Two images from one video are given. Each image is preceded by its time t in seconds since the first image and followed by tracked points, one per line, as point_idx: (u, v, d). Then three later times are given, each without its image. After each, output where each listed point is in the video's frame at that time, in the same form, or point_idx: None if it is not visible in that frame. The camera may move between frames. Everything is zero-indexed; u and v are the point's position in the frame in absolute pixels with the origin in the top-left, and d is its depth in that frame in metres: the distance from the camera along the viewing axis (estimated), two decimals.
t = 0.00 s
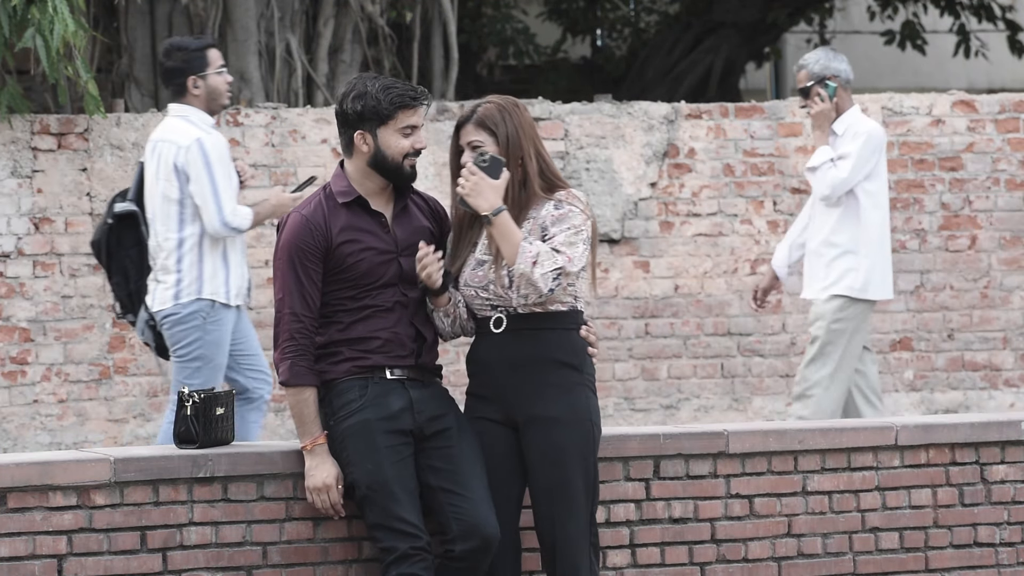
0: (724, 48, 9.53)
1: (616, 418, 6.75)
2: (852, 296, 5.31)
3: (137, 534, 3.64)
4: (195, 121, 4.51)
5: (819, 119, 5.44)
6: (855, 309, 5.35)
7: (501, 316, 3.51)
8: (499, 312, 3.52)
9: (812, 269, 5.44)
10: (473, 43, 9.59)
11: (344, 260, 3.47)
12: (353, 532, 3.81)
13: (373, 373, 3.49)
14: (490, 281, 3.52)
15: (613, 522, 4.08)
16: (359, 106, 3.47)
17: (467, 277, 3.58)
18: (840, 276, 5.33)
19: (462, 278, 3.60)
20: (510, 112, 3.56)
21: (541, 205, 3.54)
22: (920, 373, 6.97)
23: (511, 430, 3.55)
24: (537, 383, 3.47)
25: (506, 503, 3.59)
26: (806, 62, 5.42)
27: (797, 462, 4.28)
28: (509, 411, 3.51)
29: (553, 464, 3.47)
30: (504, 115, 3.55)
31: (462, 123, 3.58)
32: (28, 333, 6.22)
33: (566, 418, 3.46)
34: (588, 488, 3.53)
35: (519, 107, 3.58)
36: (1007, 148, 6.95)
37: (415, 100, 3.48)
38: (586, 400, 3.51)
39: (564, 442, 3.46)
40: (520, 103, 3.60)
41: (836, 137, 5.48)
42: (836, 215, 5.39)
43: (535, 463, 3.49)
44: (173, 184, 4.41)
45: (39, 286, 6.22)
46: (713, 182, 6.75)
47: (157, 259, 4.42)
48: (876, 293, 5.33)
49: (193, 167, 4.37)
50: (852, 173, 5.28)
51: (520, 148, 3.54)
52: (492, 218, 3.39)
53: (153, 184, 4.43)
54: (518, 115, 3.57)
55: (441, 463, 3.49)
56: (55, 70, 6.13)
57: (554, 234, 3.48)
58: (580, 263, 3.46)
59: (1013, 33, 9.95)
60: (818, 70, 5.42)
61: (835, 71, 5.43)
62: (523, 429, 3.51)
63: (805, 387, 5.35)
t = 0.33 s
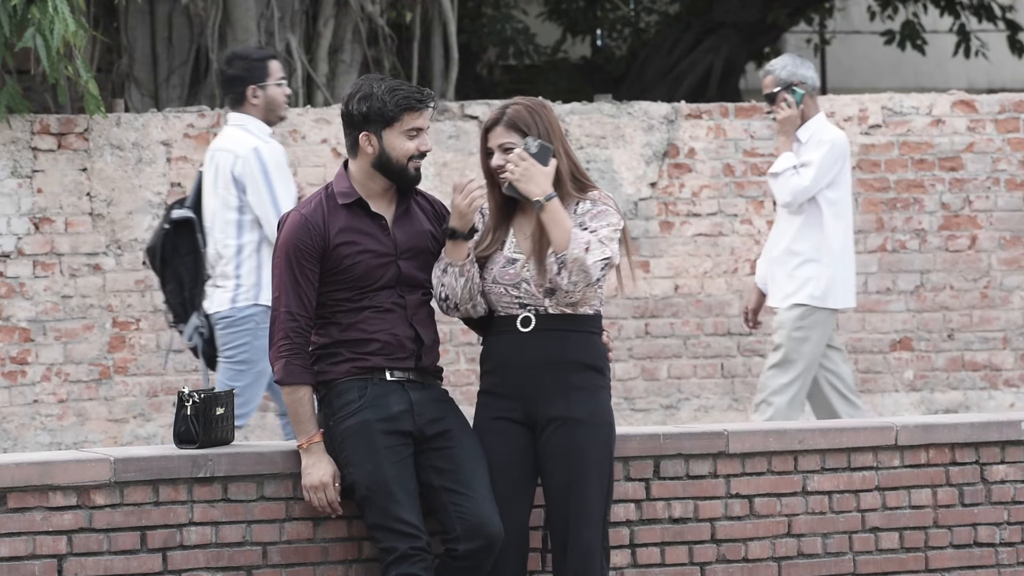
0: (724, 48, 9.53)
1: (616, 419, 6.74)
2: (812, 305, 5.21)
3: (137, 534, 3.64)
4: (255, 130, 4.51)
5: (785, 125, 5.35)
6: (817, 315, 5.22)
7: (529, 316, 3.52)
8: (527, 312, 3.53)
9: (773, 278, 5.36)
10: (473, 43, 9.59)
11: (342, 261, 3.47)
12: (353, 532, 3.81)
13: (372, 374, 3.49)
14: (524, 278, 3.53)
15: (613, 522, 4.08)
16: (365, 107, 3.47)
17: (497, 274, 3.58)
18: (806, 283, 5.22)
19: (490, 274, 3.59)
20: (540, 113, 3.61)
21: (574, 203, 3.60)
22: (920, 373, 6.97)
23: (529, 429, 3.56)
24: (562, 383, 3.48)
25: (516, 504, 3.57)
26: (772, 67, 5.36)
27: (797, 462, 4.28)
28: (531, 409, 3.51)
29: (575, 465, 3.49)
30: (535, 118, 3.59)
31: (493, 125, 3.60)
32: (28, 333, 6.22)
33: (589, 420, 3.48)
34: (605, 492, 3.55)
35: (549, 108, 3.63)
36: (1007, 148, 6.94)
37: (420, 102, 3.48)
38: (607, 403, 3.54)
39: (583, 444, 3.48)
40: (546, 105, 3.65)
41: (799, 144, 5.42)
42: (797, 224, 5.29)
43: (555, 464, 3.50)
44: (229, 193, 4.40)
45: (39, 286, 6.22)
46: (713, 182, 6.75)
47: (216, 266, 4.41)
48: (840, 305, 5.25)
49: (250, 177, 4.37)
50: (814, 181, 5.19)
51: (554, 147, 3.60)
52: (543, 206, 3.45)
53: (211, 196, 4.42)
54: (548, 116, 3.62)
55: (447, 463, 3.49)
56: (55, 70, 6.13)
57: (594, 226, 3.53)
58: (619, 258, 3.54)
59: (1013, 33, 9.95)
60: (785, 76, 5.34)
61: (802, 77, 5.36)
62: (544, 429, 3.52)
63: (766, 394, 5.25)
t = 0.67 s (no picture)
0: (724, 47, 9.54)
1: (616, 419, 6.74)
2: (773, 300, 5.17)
3: (137, 534, 3.64)
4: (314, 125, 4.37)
5: (749, 119, 5.33)
6: (776, 315, 5.20)
7: (553, 313, 3.56)
8: (551, 309, 3.57)
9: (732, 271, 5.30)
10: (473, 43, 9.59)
11: (343, 262, 3.47)
12: (353, 532, 3.80)
13: (373, 375, 3.49)
14: (551, 275, 3.59)
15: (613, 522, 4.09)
16: (368, 108, 3.48)
17: (521, 270, 3.61)
18: (762, 280, 5.19)
19: (514, 271, 3.62)
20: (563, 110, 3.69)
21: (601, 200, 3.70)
22: (920, 373, 6.97)
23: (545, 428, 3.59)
24: (586, 380, 3.54)
25: (530, 509, 3.54)
26: (736, 62, 5.36)
27: (798, 462, 4.28)
28: (553, 406, 3.55)
29: (594, 463, 3.55)
30: (559, 118, 3.65)
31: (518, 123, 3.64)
32: (28, 333, 6.22)
33: (609, 420, 3.56)
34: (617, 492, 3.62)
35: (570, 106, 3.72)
36: (1007, 148, 6.94)
37: (424, 103, 3.48)
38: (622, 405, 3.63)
39: (603, 442, 3.55)
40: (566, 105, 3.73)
41: (762, 139, 5.38)
42: (758, 219, 5.24)
43: (574, 462, 3.56)
44: (289, 189, 4.21)
45: (39, 286, 6.22)
46: (713, 182, 6.75)
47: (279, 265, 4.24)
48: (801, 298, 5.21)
49: (310, 175, 4.22)
50: (776, 176, 5.15)
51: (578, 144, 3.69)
52: (578, 188, 3.53)
53: (270, 192, 4.23)
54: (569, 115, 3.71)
55: (454, 458, 3.49)
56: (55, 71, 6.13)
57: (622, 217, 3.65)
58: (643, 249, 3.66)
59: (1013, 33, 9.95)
60: (749, 70, 5.34)
61: (767, 71, 5.34)
62: (564, 427, 3.56)
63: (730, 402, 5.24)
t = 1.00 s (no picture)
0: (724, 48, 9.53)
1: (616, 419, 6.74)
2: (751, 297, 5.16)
3: (137, 534, 3.64)
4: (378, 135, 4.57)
5: (717, 113, 5.33)
6: (755, 314, 5.18)
7: (564, 313, 3.58)
8: (562, 309, 3.59)
9: (705, 270, 5.29)
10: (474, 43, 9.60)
11: (347, 262, 3.47)
12: (353, 532, 3.80)
13: (374, 375, 3.49)
14: (565, 277, 3.60)
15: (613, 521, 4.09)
16: (372, 111, 3.49)
17: (535, 270, 3.62)
18: (733, 279, 5.18)
19: (526, 270, 3.63)
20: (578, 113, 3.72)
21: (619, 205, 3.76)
22: (920, 373, 6.97)
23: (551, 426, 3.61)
24: (597, 378, 3.59)
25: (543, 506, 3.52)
26: (706, 56, 5.33)
27: (797, 462, 4.28)
28: (563, 403, 3.58)
29: (602, 461, 3.59)
30: (575, 120, 3.69)
31: (536, 123, 3.67)
32: (28, 333, 6.22)
33: (616, 419, 3.62)
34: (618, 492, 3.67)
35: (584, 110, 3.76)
36: (1007, 148, 6.94)
37: (427, 103, 3.50)
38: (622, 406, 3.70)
39: (610, 440, 3.60)
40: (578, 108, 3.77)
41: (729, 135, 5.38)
42: (726, 217, 5.25)
43: (582, 460, 3.59)
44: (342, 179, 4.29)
45: (39, 286, 6.23)
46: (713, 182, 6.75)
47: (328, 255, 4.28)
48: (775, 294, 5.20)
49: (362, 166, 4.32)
50: (741, 171, 5.13)
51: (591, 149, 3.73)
52: (598, 194, 3.59)
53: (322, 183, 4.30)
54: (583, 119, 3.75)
55: (461, 453, 3.49)
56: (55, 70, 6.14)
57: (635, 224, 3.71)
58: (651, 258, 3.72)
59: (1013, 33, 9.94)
60: (719, 65, 5.33)
61: (735, 67, 5.34)
62: (572, 425, 3.60)
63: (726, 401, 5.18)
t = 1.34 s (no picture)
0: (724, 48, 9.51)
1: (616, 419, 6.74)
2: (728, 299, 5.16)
3: (137, 534, 3.64)
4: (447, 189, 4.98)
5: (688, 112, 5.32)
6: (733, 316, 5.18)
7: (567, 321, 3.59)
8: (564, 317, 3.60)
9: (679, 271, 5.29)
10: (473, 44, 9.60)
11: (350, 262, 3.47)
12: (353, 532, 3.80)
13: (375, 375, 3.49)
14: (569, 288, 3.61)
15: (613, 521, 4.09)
16: (378, 113, 3.48)
17: (538, 281, 3.62)
18: (710, 281, 5.17)
19: (529, 280, 3.63)
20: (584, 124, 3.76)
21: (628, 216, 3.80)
22: (920, 373, 6.97)
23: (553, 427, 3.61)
24: (598, 378, 3.61)
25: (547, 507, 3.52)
26: (680, 54, 5.34)
27: (797, 462, 4.28)
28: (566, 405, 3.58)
29: (605, 461, 3.61)
30: (582, 131, 3.72)
31: (544, 132, 3.70)
32: (28, 333, 6.22)
33: (617, 418, 3.64)
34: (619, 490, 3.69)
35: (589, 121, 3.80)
36: (1007, 148, 6.95)
37: (429, 102, 3.52)
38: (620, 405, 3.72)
39: (612, 439, 3.62)
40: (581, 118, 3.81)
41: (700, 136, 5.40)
42: (700, 217, 5.27)
43: (586, 460, 3.60)
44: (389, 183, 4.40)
45: (39, 286, 6.23)
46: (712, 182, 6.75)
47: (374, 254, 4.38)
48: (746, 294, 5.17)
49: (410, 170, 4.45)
50: (713, 169, 5.14)
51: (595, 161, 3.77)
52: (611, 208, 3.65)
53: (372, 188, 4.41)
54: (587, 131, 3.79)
55: (463, 455, 3.49)
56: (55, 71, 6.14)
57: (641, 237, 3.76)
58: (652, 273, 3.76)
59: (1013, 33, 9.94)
60: (692, 63, 5.33)
61: (709, 68, 5.35)
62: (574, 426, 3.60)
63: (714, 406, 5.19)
